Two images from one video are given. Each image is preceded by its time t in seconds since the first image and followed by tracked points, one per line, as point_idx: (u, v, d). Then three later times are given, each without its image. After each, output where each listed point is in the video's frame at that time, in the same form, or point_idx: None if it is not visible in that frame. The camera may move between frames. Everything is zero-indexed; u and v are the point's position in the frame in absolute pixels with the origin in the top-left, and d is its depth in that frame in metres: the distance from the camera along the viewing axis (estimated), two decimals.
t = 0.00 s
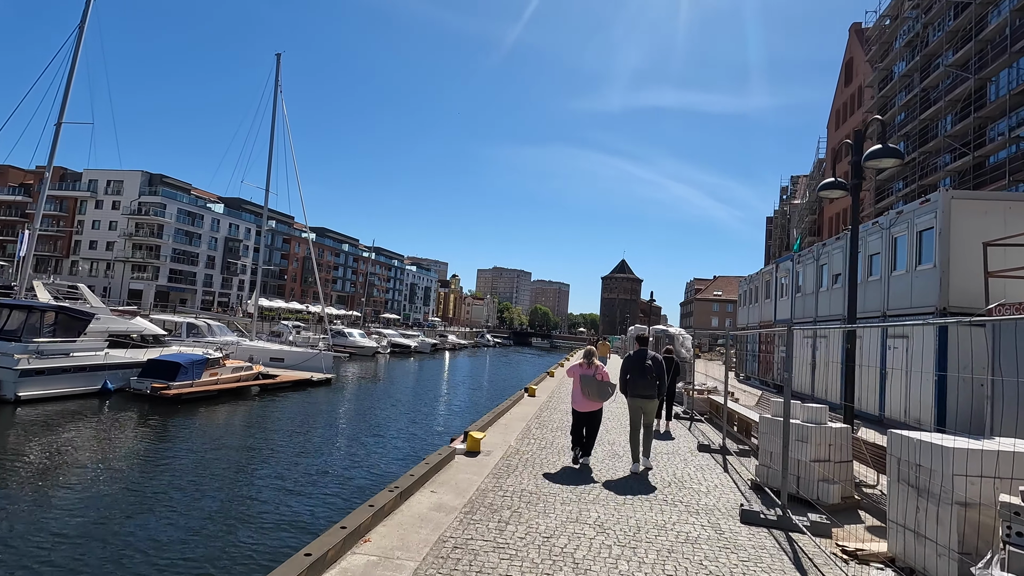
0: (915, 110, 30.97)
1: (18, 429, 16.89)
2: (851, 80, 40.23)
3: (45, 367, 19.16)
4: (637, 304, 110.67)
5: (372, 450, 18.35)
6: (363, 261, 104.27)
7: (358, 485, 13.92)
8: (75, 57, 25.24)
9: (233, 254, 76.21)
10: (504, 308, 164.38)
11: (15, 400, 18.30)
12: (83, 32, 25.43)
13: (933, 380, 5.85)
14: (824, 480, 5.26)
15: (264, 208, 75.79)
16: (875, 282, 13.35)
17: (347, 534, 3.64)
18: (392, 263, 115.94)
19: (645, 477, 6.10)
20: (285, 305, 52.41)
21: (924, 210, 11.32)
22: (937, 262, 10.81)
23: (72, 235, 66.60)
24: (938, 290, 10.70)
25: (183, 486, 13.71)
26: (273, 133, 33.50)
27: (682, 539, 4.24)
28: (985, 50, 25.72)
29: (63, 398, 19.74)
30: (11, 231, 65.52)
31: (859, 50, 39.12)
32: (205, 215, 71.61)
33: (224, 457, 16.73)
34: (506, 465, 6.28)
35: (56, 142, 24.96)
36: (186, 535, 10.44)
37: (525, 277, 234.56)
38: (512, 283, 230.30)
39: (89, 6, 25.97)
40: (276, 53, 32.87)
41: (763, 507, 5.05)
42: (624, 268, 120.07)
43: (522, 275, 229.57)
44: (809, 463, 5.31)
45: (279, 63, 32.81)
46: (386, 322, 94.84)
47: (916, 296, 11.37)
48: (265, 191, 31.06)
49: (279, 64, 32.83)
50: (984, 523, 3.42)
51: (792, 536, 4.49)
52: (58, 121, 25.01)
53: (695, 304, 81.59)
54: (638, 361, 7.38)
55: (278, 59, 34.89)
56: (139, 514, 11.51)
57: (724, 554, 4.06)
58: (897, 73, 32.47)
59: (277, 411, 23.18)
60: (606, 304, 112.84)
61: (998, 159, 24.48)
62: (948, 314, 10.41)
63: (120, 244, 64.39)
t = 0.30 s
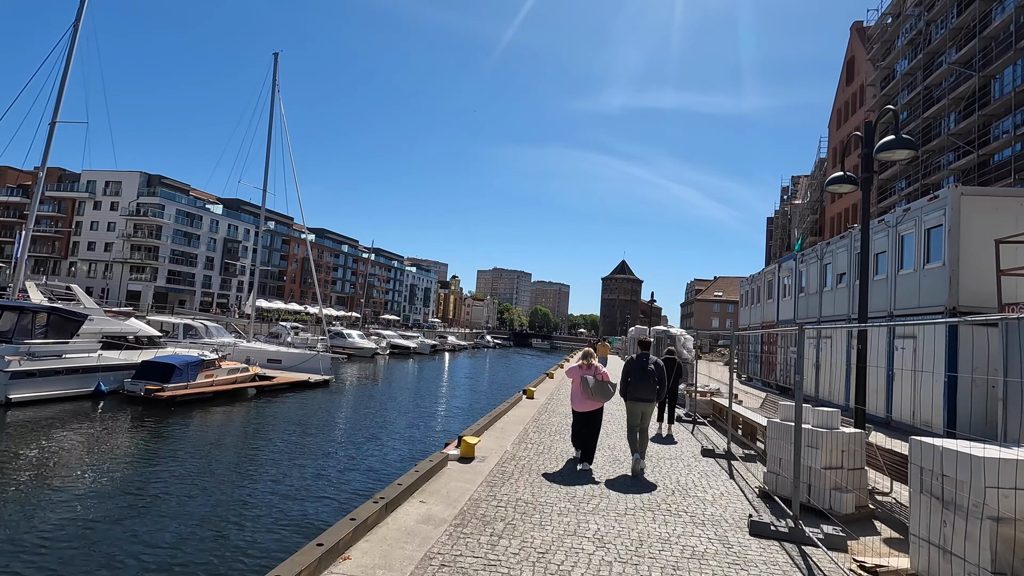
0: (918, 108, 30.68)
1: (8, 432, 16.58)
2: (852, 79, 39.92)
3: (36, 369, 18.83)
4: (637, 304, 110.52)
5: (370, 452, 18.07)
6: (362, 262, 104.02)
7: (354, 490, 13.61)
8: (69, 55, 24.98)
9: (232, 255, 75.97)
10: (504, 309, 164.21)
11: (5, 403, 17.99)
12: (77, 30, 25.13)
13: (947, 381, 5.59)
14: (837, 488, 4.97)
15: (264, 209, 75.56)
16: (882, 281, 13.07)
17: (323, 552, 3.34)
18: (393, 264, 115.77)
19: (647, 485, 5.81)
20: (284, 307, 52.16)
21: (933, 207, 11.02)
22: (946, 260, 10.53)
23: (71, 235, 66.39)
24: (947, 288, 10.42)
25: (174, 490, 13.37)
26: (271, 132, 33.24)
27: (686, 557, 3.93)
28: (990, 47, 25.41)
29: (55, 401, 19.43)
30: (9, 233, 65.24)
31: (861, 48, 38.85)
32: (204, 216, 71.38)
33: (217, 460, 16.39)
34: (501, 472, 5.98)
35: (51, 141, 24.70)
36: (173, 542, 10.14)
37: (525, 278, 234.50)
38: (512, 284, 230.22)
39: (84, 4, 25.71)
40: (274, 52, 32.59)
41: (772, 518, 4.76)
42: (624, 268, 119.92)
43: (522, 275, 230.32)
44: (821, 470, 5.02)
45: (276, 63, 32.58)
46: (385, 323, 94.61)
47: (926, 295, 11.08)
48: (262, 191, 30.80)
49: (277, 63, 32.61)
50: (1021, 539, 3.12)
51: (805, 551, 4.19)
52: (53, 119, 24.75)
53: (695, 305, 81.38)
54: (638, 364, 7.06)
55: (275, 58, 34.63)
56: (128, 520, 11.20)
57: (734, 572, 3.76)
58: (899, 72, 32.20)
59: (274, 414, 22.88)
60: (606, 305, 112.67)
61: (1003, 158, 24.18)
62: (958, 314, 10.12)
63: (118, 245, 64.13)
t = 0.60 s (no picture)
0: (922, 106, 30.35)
1: None
2: (854, 77, 39.64)
3: (28, 369, 18.56)
4: (637, 304, 110.18)
5: (366, 453, 17.80)
6: (362, 262, 103.69)
7: (349, 492, 13.34)
8: (63, 53, 24.68)
9: (231, 255, 75.66)
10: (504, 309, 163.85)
11: None
12: (72, 27, 24.86)
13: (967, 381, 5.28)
14: (853, 497, 4.66)
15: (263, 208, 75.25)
16: (889, 280, 12.76)
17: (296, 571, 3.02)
18: (392, 264, 115.44)
19: (650, 492, 5.48)
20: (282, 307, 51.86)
21: (943, 202, 10.71)
22: (957, 257, 10.22)
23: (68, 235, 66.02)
24: (958, 286, 10.11)
25: (165, 492, 13.08)
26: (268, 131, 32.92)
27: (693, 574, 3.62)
28: (995, 43, 25.14)
29: (47, 401, 19.15)
30: (7, 232, 64.91)
31: (863, 46, 38.53)
32: (203, 215, 71.06)
33: (211, 461, 16.11)
34: (496, 478, 5.69)
35: (44, 139, 24.40)
36: (161, 547, 9.81)
37: (525, 278, 234.22)
38: (513, 284, 229.94)
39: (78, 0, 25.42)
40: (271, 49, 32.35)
41: (783, 529, 4.45)
42: (624, 268, 119.56)
43: (522, 275, 230.17)
44: (836, 478, 4.70)
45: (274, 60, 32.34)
46: (385, 323, 94.30)
47: (936, 293, 10.77)
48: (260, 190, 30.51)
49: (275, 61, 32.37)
50: None
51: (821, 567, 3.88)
52: (46, 116, 24.43)
53: (696, 305, 81.05)
54: (638, 359, 7.48)
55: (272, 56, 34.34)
56: (116, 524, 10.86)
57: None
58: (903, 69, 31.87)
59: (271, 414, 22.62)
60: (606, 304, 112.33)
61: (1009, 154, 23.88)
62: (969, 312, 9.81)
63: (117, 245, 63.79)
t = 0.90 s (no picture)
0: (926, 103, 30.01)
1: None
2: (857, 75, 39.28)
3: (19, 372, 18.28)
4: (638, 304, 109.91)
5: (364, 456, 17.49)
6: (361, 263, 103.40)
7: (346, 496, 13.03)
8: (57, 51, 24.38)
9: (230, 255, 75.37)
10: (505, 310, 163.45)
11: None
12: (66, 25, 24.54)
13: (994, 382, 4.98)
14: (874, 508, 4.38)
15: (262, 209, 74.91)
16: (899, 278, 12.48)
17: None
18: (392, 264, 115.14)
19: (656, 501, 5.19)
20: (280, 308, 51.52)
21: (956, 198, 10.37)
22: (970, 255, 9.90)
23: (67, 236, 65.73)
24: (970, 285, 9.80)
25: (157, 496, 12.77)
26: (266, 130, 32.60)
27: None
28: (1000, 39, 24.73)
29: (39, 404, 18.85)
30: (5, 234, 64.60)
31: (866, 43, 38.14)
32: (201, 215, 70.73)
33: (205, 464, 15.80)
34: (495, 487, 5.40)
35: (38, 138, 24.09)
36: (149, 554, 9.42)
37: (525, 279, 234.10)
38: (513, 284, 229.76)
39: None
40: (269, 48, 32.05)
41: (802, 543, 4.17)
42: (625, 268, 119.27)
43: (522, 275, 230.23)
44: (855, 487, 4.43)
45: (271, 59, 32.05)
46: (385, 324, 94.03)
47: (948, 292, 10.47)
48: (257, 189, 30.21)
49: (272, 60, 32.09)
50: None
51: None
52: (40, 116, 24.13)
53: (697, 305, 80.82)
54: (632, 362, 7.40)
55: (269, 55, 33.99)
56: (104, 530, 10.53)
57: None
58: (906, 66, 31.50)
59: (269, 416, 22.33)
60: (606, 304, 112.07)
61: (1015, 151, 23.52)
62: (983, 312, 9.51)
63: (115, 245, 63.52)
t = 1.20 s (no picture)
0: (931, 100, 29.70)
1: None
2: (860, 73, 38.97)
3: (14, 373, 18.01)
4: (639, 304, 109.53)
5: (362, 457, 17.21)
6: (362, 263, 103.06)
7: (344, 499, 12.74)
8: (52, 48, 24.08)
9: (230, 256, 75.12)
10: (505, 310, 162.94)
11: None
12: (62, 21, 24.24)
13: None
14: (904, 520, 4.07)
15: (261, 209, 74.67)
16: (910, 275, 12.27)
17: None
18: (393, 265, 114.84)
19: (668, 511, 4.86)
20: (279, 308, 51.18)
21: (971, 193, 10.04)
22: (986, 252, 9.59)
23: (66, 236, 65.51)
24: (987, 283, 9.49)
25: (150, 498, 12.48)
26: (264, 129, 32.29)
27: None
28: (1008, 34, 24.45)
29: (33, 405, 18.58)
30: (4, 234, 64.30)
31: (870, 40, 37.84)
32: (201, 215, 70.50)
33: (201, 466, 15.53)
34: (497, 494, 5.12)
35: (33, 136, 23.78)
36: (139, 559, 9.12)
37: (526, 279, 233.69)
38: (513, 284, 229.28)
39: None
40: (267, 47, 31.78)
41: (828, 560, 3.86)
42: (626, 268, 118.85)
43: (522, 275, 229.89)
44: (884, 498, 4.14)
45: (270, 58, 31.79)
46: (385, 325, 93.69)
47: (963, 290, 10.16)
48: (256, 189, 29.91)
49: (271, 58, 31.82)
50: None
51: None
52: (36, 114, 23.87)
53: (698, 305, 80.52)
54: (632, 360, 7.16)
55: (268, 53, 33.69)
56: (93, 533, 10.23)
57: None
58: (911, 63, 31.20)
59: (266, 417, 22.04)
60: (608, 305, 111.65)
61: None
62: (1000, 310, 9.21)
63: (114, 245, 63.27)
